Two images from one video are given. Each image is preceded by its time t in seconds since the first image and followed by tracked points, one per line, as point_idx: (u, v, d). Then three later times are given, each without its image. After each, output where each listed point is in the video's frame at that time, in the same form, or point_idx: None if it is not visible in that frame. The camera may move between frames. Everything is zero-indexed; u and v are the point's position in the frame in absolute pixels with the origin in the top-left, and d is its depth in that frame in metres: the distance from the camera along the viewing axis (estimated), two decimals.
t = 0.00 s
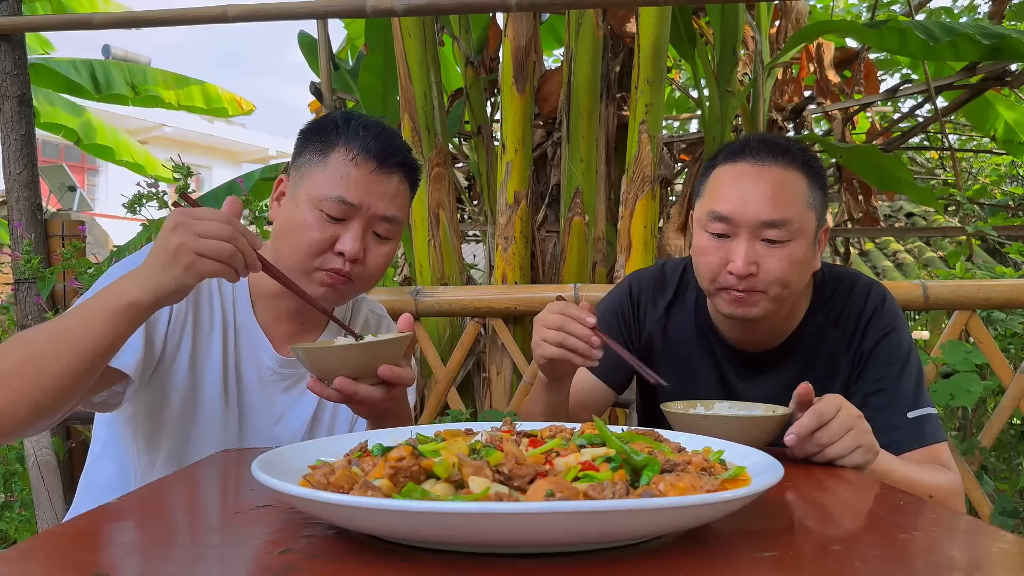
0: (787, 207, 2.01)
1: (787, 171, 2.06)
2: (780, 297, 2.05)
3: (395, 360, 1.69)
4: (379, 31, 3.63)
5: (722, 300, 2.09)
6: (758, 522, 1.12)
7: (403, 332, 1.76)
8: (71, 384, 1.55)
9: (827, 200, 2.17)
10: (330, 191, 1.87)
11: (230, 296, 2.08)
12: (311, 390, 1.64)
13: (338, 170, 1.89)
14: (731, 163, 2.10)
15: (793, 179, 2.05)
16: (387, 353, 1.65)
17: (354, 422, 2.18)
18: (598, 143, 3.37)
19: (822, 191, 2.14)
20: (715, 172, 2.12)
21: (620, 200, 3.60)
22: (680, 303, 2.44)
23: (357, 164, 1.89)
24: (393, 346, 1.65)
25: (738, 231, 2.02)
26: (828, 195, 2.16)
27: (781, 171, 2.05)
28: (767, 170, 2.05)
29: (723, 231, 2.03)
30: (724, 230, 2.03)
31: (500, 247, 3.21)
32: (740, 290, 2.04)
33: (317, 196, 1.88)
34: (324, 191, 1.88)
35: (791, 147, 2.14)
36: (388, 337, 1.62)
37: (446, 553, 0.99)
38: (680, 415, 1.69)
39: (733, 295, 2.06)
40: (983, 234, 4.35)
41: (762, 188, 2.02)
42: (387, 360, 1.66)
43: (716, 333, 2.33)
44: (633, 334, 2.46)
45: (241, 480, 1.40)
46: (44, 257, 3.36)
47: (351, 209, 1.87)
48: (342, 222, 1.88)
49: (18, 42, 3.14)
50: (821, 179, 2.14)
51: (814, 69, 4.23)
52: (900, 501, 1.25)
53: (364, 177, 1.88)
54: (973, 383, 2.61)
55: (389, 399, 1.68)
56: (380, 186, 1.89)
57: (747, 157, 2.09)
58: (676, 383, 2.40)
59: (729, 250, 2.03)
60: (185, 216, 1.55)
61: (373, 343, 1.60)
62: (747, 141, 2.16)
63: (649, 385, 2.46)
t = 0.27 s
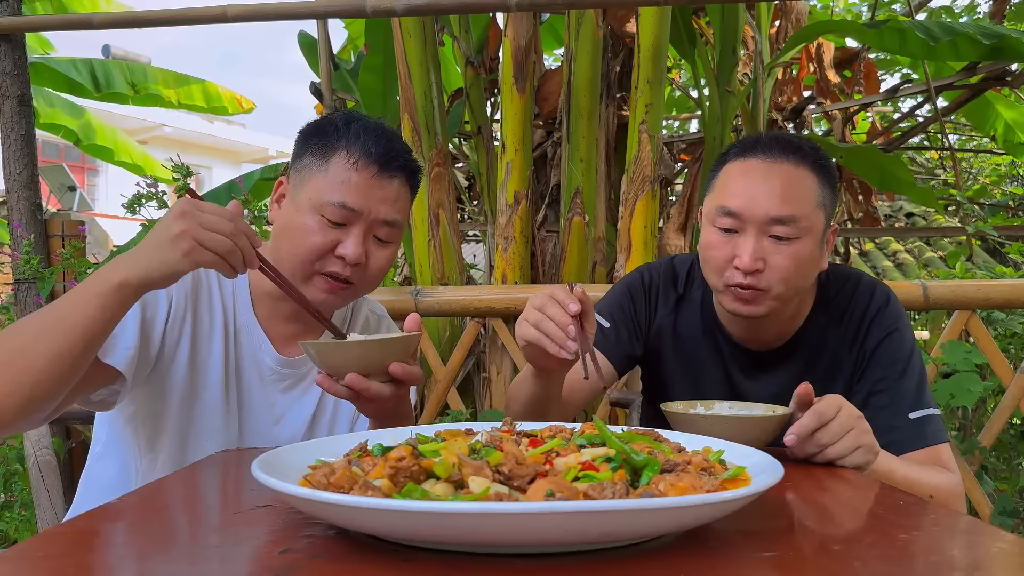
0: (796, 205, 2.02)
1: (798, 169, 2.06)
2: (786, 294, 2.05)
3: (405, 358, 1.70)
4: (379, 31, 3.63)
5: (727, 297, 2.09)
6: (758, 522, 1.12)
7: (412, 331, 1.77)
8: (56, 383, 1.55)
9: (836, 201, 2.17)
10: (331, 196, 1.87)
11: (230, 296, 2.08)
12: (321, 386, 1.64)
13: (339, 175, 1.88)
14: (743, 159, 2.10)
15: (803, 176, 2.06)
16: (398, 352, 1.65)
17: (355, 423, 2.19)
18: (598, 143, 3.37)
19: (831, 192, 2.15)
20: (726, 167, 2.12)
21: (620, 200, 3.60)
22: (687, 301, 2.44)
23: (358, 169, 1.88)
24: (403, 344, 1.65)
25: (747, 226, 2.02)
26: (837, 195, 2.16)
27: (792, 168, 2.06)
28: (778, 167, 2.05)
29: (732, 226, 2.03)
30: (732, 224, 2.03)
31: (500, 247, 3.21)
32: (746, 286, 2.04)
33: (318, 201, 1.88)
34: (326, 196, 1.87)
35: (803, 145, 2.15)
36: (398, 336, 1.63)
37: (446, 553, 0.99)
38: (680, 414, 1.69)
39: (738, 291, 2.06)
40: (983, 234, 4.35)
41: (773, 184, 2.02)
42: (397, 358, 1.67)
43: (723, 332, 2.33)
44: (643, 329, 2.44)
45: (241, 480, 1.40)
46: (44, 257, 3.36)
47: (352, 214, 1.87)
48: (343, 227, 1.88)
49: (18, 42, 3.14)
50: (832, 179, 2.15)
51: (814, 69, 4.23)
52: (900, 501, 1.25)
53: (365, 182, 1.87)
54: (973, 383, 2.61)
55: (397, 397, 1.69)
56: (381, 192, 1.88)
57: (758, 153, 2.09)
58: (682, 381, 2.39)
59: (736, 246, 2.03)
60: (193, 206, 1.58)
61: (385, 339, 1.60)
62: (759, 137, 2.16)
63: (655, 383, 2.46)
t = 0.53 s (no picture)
0: (807, 203, 2.02)
1: (810, 167, 2.06)
2: (794, 292, 2.05)
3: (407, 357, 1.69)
4: (379, 31, 3.63)
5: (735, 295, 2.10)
6: (758, 522, 1.12)
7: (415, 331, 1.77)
8: (53, 382, 1.55)
9: (847, 200, 2.17)
10: (327, 198, 1.86)
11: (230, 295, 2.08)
12: (322, 380, 1.65)
13: (334, 176, 1.88)
14: (755, 156, 2.10)
15: (815, 175, 2.05)
16: (399, 351, 1.65)
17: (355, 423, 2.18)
18: (598, 143, 3.37)
19: (842, 191, 2.15)
20: (737, 165, 2.12)
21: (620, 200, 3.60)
22: (695, 298, 2.43)
23: (353, 170, 1.88)
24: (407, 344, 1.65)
25: (758, 224, 2.02)
26: (847, 195, 2.16)
27: (804, 167, 2.05)
28: (790, 165, 2.05)
29: (742, 223, 2.03)
30: (742, 222, 2.03)
31: (500, 247, 3.21)
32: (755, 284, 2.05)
33: (314, 202, 1.87)
34: (321, 198, 1.87)
35: (814, 144, 2.14)
36: (404, 334, 1.62)
37: (446, 553, 0.99)
38: (680, 414, 1.69)
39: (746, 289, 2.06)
40: (983, 234, 4.35)
41: (785, 182, 2.02)
42: (399, 356, 1.66)
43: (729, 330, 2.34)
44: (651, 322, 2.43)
45: (240, 480, 1.40)
46: (44, 257, 3.36)
47: (348, 215, 1.86)
48: (339, 228, 1.88)
49: (18, 42, 3.14)
50: (843, 178, 2.15)
51: (814, 69, 4.23)
52: (900, 501, 1.25)
53: (361, 183, 1.87)
54: (973, 383, 2.61)
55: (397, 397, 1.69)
56: (377, 192, 1.88)
57: (770, 151, 2.10)
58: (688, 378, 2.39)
59: (746, 244, 2.03)
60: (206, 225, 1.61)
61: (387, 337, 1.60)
62: (771, 135, 2.16)
63: (660, 381, 2.48)
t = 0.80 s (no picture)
0: (810, 202, 2.02)
1: (813, 167, 2.06)
2: (797, 292, 2.05)
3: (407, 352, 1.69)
4: (379, 31, 3.62)
5: (736, 294, 2.10)
6: (758, 522, 1.12)
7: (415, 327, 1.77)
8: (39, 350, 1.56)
9: (848, 199, 2.17)
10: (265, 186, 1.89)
11: (227, 293, 2.10)
12: (323, 374, 1.66)
13: (274, 164, 1.90)
14: (757, 155, 2.10)
15: (818, 174, 2.05)
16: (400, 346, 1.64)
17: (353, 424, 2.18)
18: (598, 143, 3.37)
19: (845, 191, 2.15)
20: (740, 163, 2.12)
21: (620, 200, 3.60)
22: (697, 299, 2.43)
23: (292, 158, 1.89)
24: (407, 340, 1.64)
25: (760, 223, 2.02)
26: (850, 194, 2.16)
27: (807, 166, 2.05)
28: (794, 164, 2.05)
29: (745, 222, 2.03)
30: (745, 221, 2.03)
31: (500, 247, 3.22)
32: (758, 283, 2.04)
33: (257, 192, 1.90)
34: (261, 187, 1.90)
35: (817, 143, 2.14)
36: (404, 328, 1.62)
37: (446, 553, 0.99)
38: (680, 414, 1.69)
39: (748, 287, 2.06)
40: (983, 234, 4.35)
41: (789, 181, 2.02)
42: (399, 351, 1.65)
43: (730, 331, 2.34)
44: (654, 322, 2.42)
45: (240, 480, 1.40)
46: (44, 257, 3.36)
47: (286, 203, 1.86)
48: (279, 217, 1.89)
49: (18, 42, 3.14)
50: (846, 177, 2.15)
51: (814, 69, 4.23)
52: (900, 501, 1.25)
53: (297, 170, 1.88)
54: (973, 383, 2.61)
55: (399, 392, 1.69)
56: (314, 179, 1.88)
57: (773, 150, 2.10)
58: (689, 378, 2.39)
59: (748, 242, 2.03)
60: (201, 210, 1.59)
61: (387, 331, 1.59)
62: (773, 134, 2.16)
63: (659, 380, 2.48)
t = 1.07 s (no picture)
0: (810, 202, 2.02)
1: (812, 166, 2.06)
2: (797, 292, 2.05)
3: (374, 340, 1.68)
4: (379, 31, 3.62)
5: (735, 294, 2.10)
6: (759, 522, 1.12)
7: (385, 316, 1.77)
8: None
9: (849, 199, 2.17)
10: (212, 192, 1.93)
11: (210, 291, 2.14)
12: (287, 361, 1.62)
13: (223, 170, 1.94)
14: (757, 155, 2.10)
15: (818, 174, 2.05)
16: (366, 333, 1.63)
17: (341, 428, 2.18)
18: (598, 143, 3.37)
19: (846, 191, 2.15)
20: (740, 163, 2.12)
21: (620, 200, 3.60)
22: (697, 299, 2.44)
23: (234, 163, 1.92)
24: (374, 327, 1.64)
25: (760, 223, 2.02)
26: (850, 193, 2.16)
27: (806, 166, 2.06)
28: (794, 164, 2.05)
29: (744, 222, 2.03)
30: (744, 221, 2.03)
31: (500, 247, 3.22)
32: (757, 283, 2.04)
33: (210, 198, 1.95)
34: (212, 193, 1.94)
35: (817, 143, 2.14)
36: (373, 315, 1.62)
37: (447, 553, 0.99)
38: (680, 415, 1.69)
39: (745, 288, 2.06)
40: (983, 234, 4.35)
41: (789, 181, 2.02)
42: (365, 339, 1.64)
43: (729, 331, 2.34)
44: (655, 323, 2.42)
45: (240, 480, 1.39)
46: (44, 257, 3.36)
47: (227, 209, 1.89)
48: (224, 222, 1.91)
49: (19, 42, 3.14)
50: (846, 177, 2.15)
51: (814, 69, 4.23)
52: (900, 501, 1.25)
53: (236, 175, 1.90)
54: (972, 383, 2.61)
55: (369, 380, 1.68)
56: (251, 182, 1.89)
57: (773, 150, 2.10)
58: (689, 379, 2.39)
59: (747, 243, 2.03)
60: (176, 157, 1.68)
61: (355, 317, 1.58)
62: (774, 134, 2.16)
63: (660, 381, 2.48)
